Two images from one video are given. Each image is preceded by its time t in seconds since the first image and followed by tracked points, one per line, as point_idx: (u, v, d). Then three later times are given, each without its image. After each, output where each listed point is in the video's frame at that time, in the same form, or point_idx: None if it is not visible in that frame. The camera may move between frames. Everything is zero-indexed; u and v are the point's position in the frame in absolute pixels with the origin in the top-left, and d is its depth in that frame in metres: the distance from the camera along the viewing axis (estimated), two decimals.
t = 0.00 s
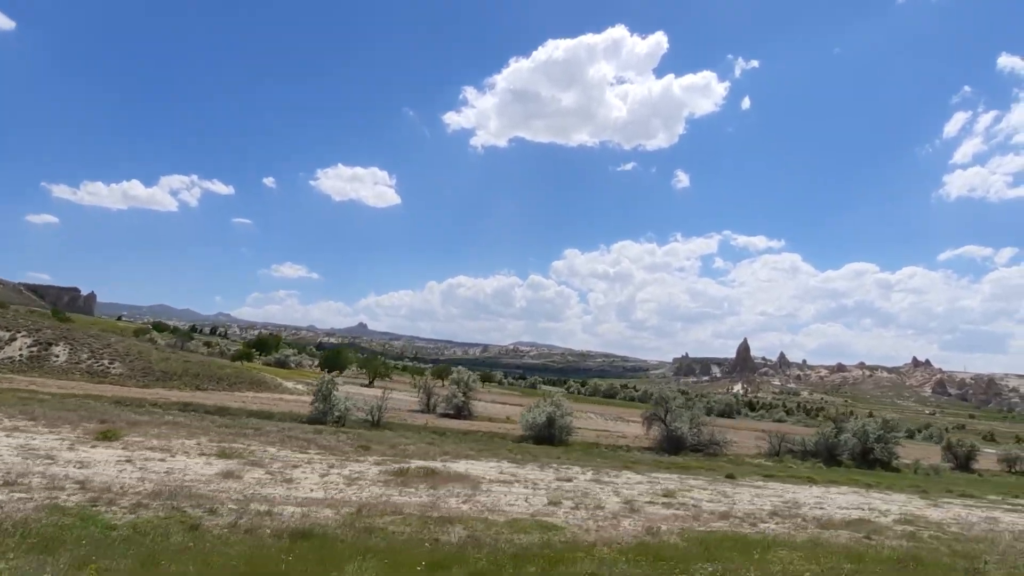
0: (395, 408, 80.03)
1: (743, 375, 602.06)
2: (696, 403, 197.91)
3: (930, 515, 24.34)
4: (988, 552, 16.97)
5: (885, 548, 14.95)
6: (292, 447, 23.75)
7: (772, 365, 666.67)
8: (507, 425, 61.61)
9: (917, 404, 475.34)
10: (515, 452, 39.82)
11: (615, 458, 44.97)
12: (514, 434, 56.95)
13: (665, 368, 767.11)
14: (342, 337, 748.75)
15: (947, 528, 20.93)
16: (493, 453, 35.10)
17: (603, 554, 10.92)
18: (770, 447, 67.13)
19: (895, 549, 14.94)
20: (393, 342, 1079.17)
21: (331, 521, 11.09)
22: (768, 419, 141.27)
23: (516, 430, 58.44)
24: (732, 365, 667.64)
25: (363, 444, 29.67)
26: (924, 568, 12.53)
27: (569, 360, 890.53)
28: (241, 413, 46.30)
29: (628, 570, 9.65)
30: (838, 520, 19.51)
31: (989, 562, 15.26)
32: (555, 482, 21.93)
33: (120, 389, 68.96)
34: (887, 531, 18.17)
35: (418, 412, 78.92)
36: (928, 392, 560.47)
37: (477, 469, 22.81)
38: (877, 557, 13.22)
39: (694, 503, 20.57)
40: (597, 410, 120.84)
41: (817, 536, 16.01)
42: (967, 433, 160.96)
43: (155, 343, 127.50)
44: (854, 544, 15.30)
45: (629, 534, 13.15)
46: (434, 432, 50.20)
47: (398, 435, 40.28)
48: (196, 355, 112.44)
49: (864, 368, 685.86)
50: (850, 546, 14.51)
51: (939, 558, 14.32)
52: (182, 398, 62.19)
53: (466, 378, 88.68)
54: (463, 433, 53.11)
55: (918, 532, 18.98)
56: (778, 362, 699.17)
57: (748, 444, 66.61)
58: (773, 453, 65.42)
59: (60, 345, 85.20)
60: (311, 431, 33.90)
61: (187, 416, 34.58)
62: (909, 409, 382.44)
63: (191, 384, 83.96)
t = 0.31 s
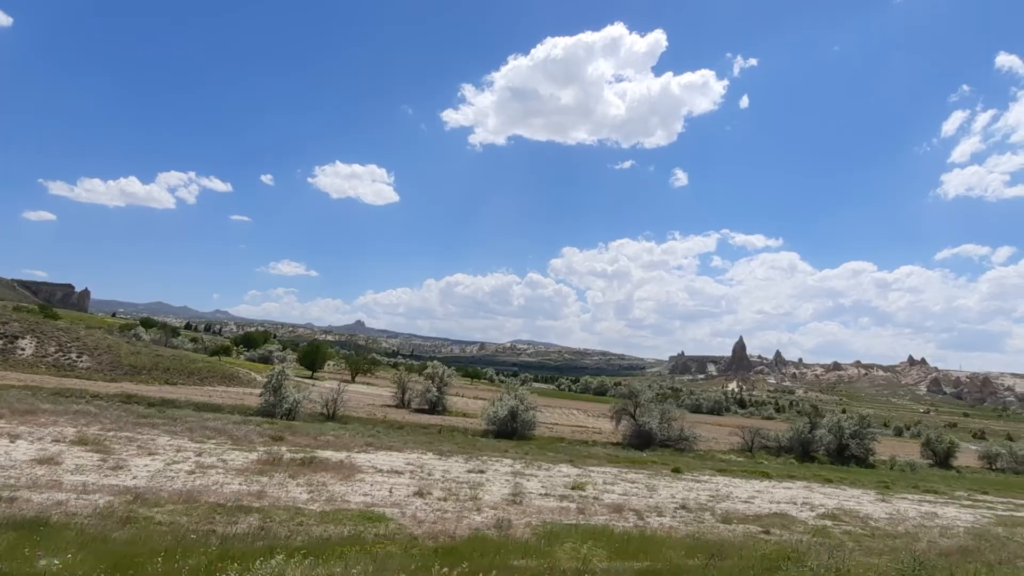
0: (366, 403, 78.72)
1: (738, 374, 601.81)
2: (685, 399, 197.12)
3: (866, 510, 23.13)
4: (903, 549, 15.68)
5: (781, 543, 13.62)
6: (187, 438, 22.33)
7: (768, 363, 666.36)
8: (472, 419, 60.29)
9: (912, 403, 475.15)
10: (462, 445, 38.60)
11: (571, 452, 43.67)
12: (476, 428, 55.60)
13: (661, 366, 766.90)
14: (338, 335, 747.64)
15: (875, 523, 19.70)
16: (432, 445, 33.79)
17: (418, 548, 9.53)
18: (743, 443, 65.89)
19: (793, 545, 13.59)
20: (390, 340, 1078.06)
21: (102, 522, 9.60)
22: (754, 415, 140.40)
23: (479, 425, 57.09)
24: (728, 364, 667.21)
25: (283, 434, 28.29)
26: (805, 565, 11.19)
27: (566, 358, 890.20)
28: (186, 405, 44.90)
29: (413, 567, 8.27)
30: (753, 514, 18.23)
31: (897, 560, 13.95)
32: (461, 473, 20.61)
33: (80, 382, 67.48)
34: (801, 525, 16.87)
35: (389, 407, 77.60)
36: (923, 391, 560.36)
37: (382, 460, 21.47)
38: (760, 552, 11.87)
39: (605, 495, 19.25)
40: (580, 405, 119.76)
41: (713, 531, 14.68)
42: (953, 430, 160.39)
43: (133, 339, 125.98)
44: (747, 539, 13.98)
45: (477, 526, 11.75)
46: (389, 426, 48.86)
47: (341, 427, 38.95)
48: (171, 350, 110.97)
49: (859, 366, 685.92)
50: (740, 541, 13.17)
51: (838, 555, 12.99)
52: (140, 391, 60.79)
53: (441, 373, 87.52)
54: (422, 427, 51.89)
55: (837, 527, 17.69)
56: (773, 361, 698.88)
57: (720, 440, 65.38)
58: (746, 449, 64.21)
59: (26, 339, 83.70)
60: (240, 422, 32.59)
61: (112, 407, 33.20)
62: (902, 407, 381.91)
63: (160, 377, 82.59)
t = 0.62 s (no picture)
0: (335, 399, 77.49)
1: (734, 373, 601.11)
2: (675, 397, 196.17)
3: (794, 504, 21.84)
4: (795, 545, 14.38)
5: (637, 538, 12.29)
6: (68, 429, 21.01)
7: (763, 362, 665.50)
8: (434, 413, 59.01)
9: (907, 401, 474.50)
10: (406, 439, 37.27)
11: (524, 446, 42.46)
12: (437, 423, 54.38)
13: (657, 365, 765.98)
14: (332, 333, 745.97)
15: (790, 517, 18.39)
16: (366, 438, 32.51)
17: (143, 547, 8.24)
18: (714, 440, 64.78)
19: (649, 541, 12.25)
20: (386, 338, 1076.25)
21: None
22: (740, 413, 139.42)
23: (440, 419, 55.83)
24: (723, 362, 666.49)
25: (197, 424, 27.01)
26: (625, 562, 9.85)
27: (562, 357, 888.86)
28: (128, 398, 43.57)
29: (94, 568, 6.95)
30: (651, 507, 16.94)
31: (769, 558, 12.60)
32: (352, 464, 19.30)
33: (37, 377, 65.98)
34: (692, 518, 15.55)
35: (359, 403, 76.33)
36: (918, 390, 560.43)
37: (272, 451, 20.13)
38: (585, 550, 10.52)
39: (497, 489, 17.91)
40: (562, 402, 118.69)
41: (579, 525, 13.37)
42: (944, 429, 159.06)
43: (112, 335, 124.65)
44: (609, 533, 12.68)
45: (274, 517, 10.49)
46: (342, 420, 47.58)
47: (281, 420, 37.67)
48: (147, 345, 109.49)
49: (855, 365, 685.67)
50: (586, 536, 11.85)
51: (692, 554, 11.65)
52: (96, 384, 59.29)
53: (415, 368, 86.20)
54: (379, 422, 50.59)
55: (738, 521, 16.39)
56: (769, 360, 698.96)
57: (691, 437, 64.29)
58: (716, 445, 63.12)
59: None
60: (163, 414, 31.23)
61: (32, 398, 31.86)
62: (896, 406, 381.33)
63: (127, 372, 81.00)
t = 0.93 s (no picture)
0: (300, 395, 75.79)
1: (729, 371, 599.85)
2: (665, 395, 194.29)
3: (705, 498, 20.23)
4: (652, 541, 12.82)
5: (444, 533, 10.83)
6: None
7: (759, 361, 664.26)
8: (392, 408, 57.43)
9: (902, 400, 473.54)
10: (340, 432, 35.75)
11: (470, 440, 40.94)
12: (392, 418, 52.82)
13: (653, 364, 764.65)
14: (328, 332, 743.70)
15: (683, 511, 16.78)
16: (287, 430, 30.98)
17: None
18: (683, 436, 63.29)
19: (455, 537, 10.77)
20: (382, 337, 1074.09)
21: None
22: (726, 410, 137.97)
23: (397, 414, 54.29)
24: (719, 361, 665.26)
25: (90, 415, 25.45)
26: (371, 562, 8.51)
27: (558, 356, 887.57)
28: (59, 391, 41.95)
29: None
30: (520, 499, 15.45)
31: (597, 556, 11.08)
32: (214, 454, 17.82)
33: None
34: (551, 511, 13.98)
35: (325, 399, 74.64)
36: (913, 389, 559.83)
37: (133, 441, 18.64)
38: (340, 548, 9.08)
39: (359, 482, 16.39)
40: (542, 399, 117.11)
41: (398, 516, 11.91)
42: (934, 427, 157.08)
43: (88, 331, 122.82)
44: (419, 525, 11.21)
45: None
46: (287, 414, 46.00)
47: (209, 414, 36.09)
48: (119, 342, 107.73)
49: (851, 364, 684.76)
50: (379, 527, 10.41)
51: (492, 552, 10.19)
52: (44, 378, 57.57)
53: (385, 363, 84.60)
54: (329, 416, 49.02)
55: (609, 514, 14.85)
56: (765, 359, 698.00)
57: (659, 434, 62.84)
58: (684, 441, 61.65)
59: None
60: (69, 405, 29.67)
61: None
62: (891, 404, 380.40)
63: (90, 367, 79.53)
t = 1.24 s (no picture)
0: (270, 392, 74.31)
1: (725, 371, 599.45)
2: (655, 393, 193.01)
3: (624, 492, 18.97)
4: (511, 538, 11.51)
5: (247, 529, 9.56)
6: None
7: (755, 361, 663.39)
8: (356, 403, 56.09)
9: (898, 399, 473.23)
10: (281, 426, 34.43)
11: (424, 435, 39.63)
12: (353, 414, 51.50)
13: (650, 363, 763.79)
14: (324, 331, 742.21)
15: (582, 505, 15.49)
16: (216, 424, 29.62)
17: None
18: (657, 434, 62.06)
19: (257, 533, 9.51)
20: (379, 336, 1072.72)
21: None
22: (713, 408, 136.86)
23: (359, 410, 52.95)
24: (715, 361, 664.28)
25: None
26: (88, 557, 7.24)
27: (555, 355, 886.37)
28: None
29: None
30: (396, 493, 14.15)
31: (422, 554, 9.79)
32: (83, 447, 16.53)
33: None
34: (412, 505, 12.69)
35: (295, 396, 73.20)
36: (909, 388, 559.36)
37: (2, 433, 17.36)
38: (78, 542, 7.82)
39: (228, 475, 15.13)
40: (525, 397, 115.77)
41: (217, 510, 10.63)
42: (924, 426, 155.83)
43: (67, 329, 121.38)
44: (227, 521, 9.94)
45: None
46: (240, 409, 44.65)
47: (146, 408, 34.73)
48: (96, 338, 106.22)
49: (847, 364, 684.18)
50: (164, 521, 9.15)
51: (285, 549, 8.93)
52: None
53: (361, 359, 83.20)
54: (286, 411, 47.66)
55: (487, 508, 13.58)
56: (761, 358, 697.25)
57: (632, 432, 61.60)
58: (657, 439, 60.41)
59: None
60: None
61: None
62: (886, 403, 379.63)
63: (60, 363, 78.38)
